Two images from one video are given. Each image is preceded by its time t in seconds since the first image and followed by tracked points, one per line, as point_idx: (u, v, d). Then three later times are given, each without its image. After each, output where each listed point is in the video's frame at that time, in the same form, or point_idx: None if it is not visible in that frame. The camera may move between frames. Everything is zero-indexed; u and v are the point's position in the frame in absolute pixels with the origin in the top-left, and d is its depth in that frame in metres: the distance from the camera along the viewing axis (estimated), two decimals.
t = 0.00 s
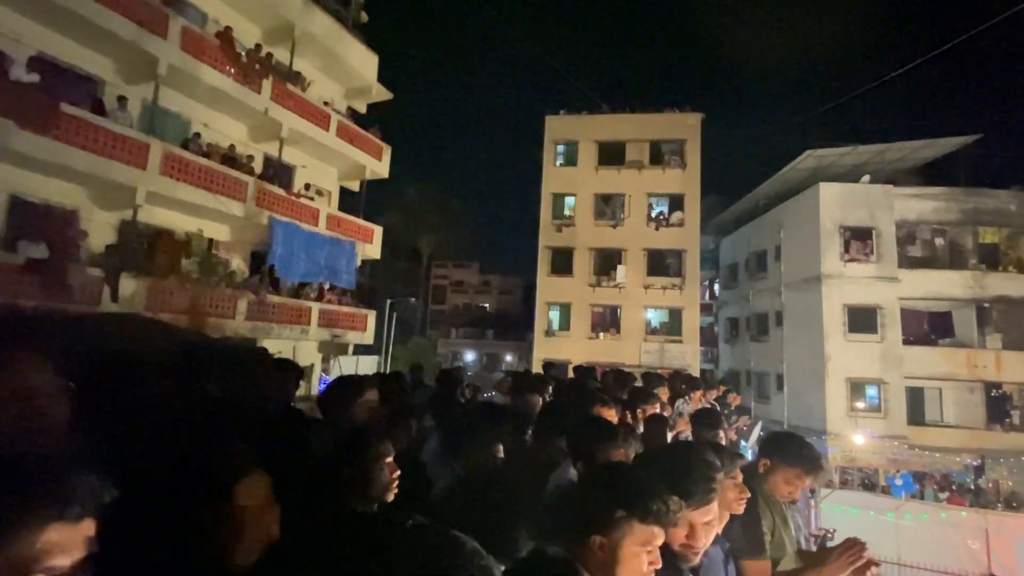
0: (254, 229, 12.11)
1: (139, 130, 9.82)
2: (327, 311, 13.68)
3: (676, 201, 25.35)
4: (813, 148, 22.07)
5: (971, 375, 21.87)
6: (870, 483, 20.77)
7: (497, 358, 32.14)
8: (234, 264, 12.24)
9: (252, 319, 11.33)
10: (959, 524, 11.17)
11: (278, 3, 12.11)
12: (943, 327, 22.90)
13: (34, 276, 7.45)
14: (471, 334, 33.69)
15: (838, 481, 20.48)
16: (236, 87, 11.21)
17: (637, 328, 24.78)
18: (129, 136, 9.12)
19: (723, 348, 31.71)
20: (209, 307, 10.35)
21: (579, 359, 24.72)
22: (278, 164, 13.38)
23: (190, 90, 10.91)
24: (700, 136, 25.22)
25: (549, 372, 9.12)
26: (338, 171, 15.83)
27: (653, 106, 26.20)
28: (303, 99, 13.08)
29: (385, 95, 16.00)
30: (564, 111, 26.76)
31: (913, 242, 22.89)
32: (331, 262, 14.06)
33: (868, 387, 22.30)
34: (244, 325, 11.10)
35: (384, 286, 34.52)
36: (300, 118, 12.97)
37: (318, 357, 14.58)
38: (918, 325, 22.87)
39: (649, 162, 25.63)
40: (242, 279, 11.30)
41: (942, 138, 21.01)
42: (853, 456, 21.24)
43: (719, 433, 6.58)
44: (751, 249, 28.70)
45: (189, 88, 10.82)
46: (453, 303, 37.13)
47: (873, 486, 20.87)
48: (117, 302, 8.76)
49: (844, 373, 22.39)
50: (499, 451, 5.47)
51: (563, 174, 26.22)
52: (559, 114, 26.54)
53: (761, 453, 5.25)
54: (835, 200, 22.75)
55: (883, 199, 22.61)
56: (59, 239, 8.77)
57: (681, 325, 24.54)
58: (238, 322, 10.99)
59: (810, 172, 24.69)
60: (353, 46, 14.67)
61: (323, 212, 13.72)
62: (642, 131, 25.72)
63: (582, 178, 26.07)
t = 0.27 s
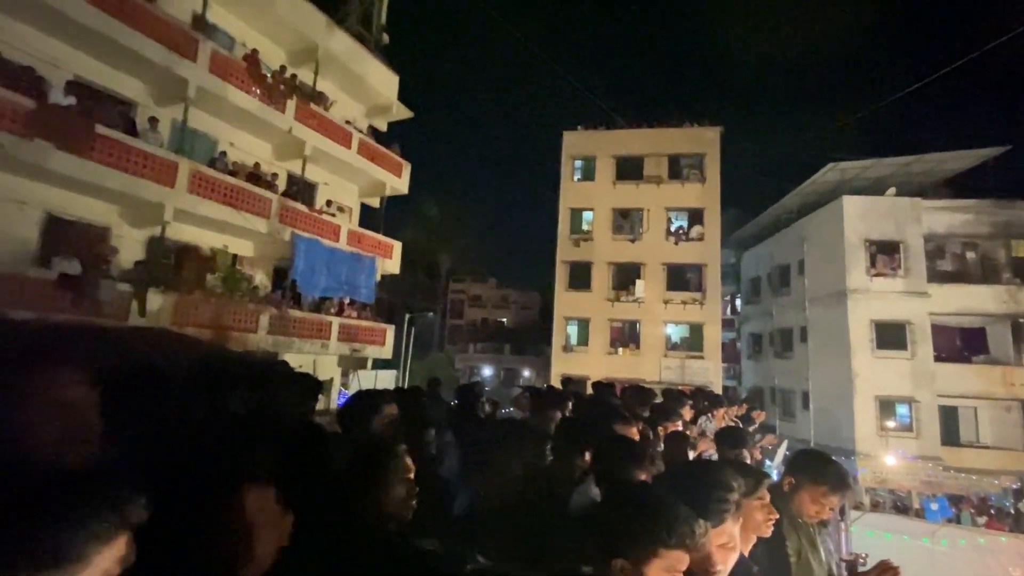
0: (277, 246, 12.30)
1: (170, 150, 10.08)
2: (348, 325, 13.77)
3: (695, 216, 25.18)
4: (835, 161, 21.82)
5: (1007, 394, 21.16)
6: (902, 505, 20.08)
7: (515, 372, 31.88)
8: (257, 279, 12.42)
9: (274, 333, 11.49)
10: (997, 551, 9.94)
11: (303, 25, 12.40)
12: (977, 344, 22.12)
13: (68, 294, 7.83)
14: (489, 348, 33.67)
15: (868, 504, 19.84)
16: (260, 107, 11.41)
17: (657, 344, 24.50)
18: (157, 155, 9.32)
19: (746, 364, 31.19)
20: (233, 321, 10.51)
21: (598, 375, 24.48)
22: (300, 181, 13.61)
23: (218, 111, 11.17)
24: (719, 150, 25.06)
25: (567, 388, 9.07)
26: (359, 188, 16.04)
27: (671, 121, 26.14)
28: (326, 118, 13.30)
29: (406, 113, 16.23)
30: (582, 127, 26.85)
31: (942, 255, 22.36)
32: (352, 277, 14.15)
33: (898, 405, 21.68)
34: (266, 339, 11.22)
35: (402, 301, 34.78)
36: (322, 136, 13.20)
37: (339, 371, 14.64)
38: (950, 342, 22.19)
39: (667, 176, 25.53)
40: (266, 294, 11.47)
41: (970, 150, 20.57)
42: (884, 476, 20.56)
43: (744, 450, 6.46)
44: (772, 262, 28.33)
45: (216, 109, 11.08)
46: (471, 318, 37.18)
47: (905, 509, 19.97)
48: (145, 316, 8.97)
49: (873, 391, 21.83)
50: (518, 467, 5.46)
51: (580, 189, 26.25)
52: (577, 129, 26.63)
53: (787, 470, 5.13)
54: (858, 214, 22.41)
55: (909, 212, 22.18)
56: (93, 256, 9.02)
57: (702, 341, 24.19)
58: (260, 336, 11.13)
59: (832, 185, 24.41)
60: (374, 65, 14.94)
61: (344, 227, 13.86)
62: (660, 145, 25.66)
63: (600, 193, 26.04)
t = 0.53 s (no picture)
0: (299, 262, 12.52)
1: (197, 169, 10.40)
2: (366, 340, 13.89)
3: (715, 230, 24.89)
4: (858, 174, 21.45)
5: None
6: (937, 530, 19.26)
7: (532, 389, 32.44)
8: (278, 294, 12.66)
9: (295, 347, 11.70)
10: None
11: (325, 47, 12.75)
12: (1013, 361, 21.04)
13: (96, 307, 8.11)
14: (507, 364, 33.67)
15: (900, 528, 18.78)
16: (284, 126, 11.69)
17: (677, 360, 24.11)
18: (186, 174, 9.63)
19: (771, 382, 30.49)
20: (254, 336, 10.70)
21: (616, 391, 24.18)
22: (322, 198, 13.89)
23: (244, 131, 11.50)
24: (739, 165, 24.81)
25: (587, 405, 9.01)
26: (379, 205, 16.24)
27: (690, 135, 25.98)
28: (348, 137, 13.55)
29: (426, 131, 16.41)
30: (599, 143, 26.88)
31: (973, 270, 21.66)
32: (371, 292, 14.26)
33: (931, 426, 20.93)
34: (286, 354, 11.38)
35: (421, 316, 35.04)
36: (344, 154, 13.45)
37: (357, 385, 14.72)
38: (985, 359, 21.24)
39: (686, 191, 25.31)
40: (287, 309, 11.72)
41: (1000, 162, 20.04)
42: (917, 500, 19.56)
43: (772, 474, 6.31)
44: (796, 277, 27.80)
45: (243, 129, 11.42)
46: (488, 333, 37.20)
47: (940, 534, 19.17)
48: (170, 330, 9.19)
49: (903, 410, 21.14)
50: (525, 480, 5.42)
51: (598, 204, 26.21)
52: (595, 145, 26.68)
53: (813, 490, 5.01)
54: (885, 227, 21.93)
55: (937, 226, 21.61)
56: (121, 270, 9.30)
57: (724, 357, 23.74)
58: (281, 351, 11.30)
59: (856, 198, 23.98)
60: (395, 85, 15.22)
61: (363, 243, 13.99)
62: (679, 160, 25.51)
63: (617, 208, 25.95)
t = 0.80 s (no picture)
0: (319, 277, 12.68)
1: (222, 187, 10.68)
2: (385, 355, 13.93)
3: (735, 245, 24.56)
4: (882, 188, 21.11)
5: None
6: (976, 557, 17.79)
7: (550, 407, 31.06)
8: (299, 309, 12.83)
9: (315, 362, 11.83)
10: None
11: (347, 69, 13.06)
12: None
13: (121, 322, 8.30)
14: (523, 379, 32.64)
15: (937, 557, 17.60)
16: (307, 146, 11.95)
17: (697, 377, 23.62)
18: (212, 193, 9.90)
19: (796, 401, 29.70)
20: (274, 351, 10.86)
21: (636, 409, 23.76)
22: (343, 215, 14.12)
23: (268, 150, 11.80)
24: (759, 179, 24.60)
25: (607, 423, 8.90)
26: (398, 221, 16.42)
27: (709, 150, 25.86)
28: (369, 155, 13.79)
29: (445, 149, 16.62)
30: (617, 159, 26.96)
31: (1007, 285, 20.83)
32: (389, 306, 14.33)
33: (965, 447, 20.11)
34: (305, 368, 11.51)
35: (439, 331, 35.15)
36: (364, 172, 13.66)
37: (375, 400, 14.71)
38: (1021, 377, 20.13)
39: (705, 206, 25.12)
40: (307, 324, 11.89)
41: None
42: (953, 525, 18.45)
43: (803, 497, 6.10)
44: (820, 293, 27.26)
45: (267, 148, 11.71)
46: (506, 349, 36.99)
47: (979, 562, 17.47)
48: (193, 345, 9.40)
49: (936, 430, 20.36)
50: (541, 503, 5.31)
51: (615, 219, 26.19)
52: (612, 161, 26.77)
53: (843, 512, 4.85)
54: (910, 242, 21.53)
55: (967, 240, 21.09)
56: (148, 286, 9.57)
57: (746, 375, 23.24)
58: (300, 365, 11.41)
59: (880, 212, 23.59)
60: (414, 104, 15.43)
61: (382, 259, 14.12)
62: (698, 175, 25.38)
63: (635, 223, 25.89)
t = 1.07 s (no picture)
0: (339, 292, 12.81)
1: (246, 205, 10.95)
2: (402, 370, 13.95)
3: (756, 260, 24.00)
4: (910, 201, 20.66)
5: None
6: None
7: (568, 424, 30.50)
8: (318, 324, 13.00)
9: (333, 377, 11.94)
10: None
11: (368, 89, 13.33)
12: None
13: (148, 336, 8.63)
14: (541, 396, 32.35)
15: None
16: (328, 164, 12.17)
17: (719, 395, 23.07)
18: (236, 211, 10.15)
19: (822, 420, 28.89)
20: (293, 365, 11.00)
21: (656, 427, 23.31)
22: (363, 232, 14.31)
23: (291, 169, 12.05)
24: (779, 193, 24.22)
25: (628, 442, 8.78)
26: (416, 237, 16.55)
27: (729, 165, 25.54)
28: (388, 173, 13.97)
29: (462, 166, 16.76)
30: (635, 174, 26.84)
31: None
32: (407, 322, 14.33)
33: (1003, 470, 19.17)
34: (324, 384, 11.63)
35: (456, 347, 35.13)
36: (384, 190, 13.83)
37: (391, 415, 14.70)
38: None
39: (725, 221, 24.66)
40: (326, 339, 12.02)
41: None
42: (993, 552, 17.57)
43: (837, 522, 5.87)
44: (844, 309, 26.68)
45: (290, 167, 11.97)
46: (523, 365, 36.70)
47: None
48: (215, 360, 9.62)
49: (971, 452, 19.44)
50: (559, 524, 5.08)
51: (633, 234, 25.97)
52: (629, 177, 26.64)
53: (874, 536, 4.66)
54: (938, 257, 20.93)
55: (999, 254, 20.40)
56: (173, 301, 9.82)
57: (770, 393, 22.63)
58: (319, 381, 11.56)
59: (907, 225, 23.08)
60: (434, 123, 15.64)
61: (401, 274, 14.14)
62: (717, 190, 25.07)
63: (653, 238, 25.64)
